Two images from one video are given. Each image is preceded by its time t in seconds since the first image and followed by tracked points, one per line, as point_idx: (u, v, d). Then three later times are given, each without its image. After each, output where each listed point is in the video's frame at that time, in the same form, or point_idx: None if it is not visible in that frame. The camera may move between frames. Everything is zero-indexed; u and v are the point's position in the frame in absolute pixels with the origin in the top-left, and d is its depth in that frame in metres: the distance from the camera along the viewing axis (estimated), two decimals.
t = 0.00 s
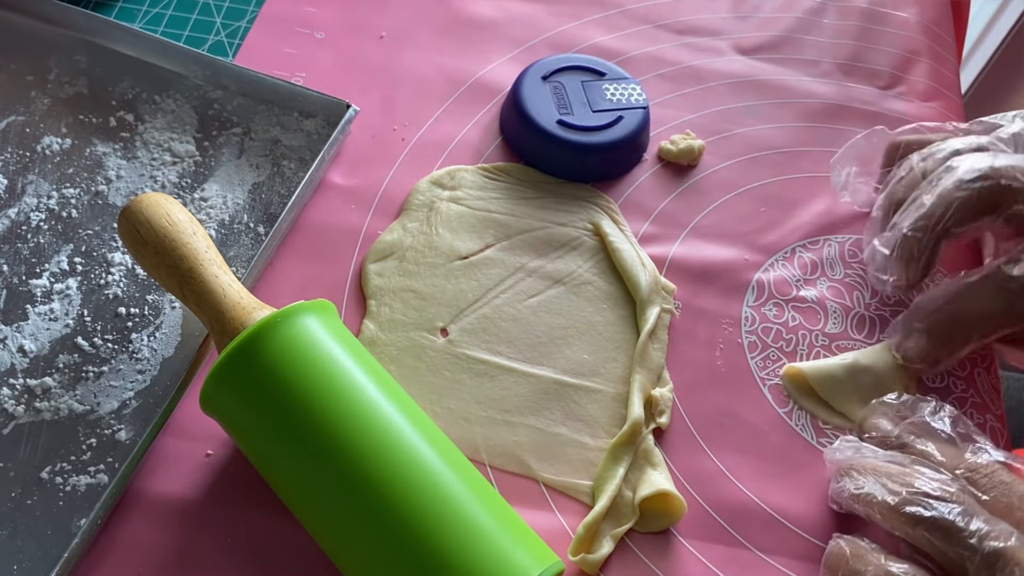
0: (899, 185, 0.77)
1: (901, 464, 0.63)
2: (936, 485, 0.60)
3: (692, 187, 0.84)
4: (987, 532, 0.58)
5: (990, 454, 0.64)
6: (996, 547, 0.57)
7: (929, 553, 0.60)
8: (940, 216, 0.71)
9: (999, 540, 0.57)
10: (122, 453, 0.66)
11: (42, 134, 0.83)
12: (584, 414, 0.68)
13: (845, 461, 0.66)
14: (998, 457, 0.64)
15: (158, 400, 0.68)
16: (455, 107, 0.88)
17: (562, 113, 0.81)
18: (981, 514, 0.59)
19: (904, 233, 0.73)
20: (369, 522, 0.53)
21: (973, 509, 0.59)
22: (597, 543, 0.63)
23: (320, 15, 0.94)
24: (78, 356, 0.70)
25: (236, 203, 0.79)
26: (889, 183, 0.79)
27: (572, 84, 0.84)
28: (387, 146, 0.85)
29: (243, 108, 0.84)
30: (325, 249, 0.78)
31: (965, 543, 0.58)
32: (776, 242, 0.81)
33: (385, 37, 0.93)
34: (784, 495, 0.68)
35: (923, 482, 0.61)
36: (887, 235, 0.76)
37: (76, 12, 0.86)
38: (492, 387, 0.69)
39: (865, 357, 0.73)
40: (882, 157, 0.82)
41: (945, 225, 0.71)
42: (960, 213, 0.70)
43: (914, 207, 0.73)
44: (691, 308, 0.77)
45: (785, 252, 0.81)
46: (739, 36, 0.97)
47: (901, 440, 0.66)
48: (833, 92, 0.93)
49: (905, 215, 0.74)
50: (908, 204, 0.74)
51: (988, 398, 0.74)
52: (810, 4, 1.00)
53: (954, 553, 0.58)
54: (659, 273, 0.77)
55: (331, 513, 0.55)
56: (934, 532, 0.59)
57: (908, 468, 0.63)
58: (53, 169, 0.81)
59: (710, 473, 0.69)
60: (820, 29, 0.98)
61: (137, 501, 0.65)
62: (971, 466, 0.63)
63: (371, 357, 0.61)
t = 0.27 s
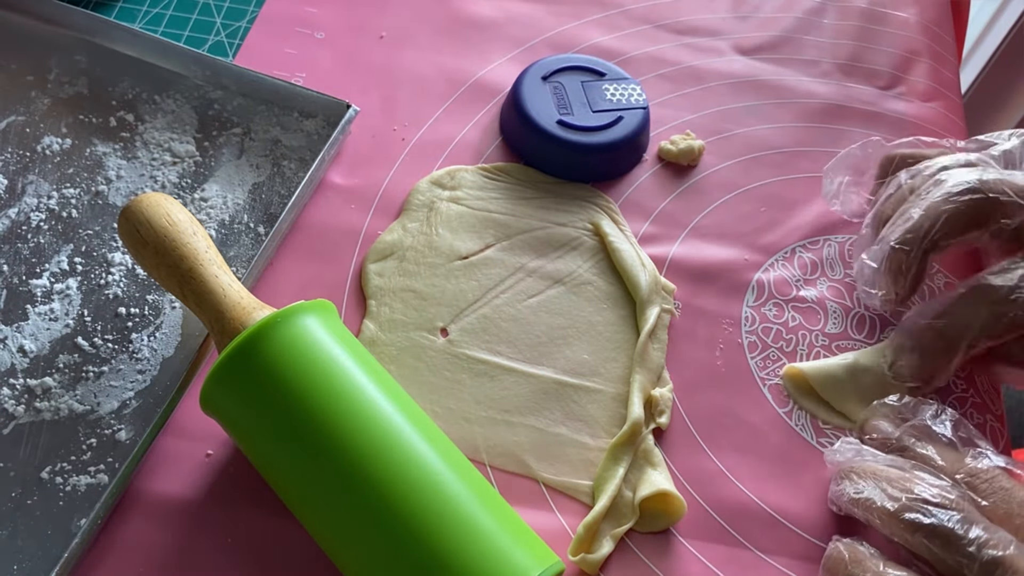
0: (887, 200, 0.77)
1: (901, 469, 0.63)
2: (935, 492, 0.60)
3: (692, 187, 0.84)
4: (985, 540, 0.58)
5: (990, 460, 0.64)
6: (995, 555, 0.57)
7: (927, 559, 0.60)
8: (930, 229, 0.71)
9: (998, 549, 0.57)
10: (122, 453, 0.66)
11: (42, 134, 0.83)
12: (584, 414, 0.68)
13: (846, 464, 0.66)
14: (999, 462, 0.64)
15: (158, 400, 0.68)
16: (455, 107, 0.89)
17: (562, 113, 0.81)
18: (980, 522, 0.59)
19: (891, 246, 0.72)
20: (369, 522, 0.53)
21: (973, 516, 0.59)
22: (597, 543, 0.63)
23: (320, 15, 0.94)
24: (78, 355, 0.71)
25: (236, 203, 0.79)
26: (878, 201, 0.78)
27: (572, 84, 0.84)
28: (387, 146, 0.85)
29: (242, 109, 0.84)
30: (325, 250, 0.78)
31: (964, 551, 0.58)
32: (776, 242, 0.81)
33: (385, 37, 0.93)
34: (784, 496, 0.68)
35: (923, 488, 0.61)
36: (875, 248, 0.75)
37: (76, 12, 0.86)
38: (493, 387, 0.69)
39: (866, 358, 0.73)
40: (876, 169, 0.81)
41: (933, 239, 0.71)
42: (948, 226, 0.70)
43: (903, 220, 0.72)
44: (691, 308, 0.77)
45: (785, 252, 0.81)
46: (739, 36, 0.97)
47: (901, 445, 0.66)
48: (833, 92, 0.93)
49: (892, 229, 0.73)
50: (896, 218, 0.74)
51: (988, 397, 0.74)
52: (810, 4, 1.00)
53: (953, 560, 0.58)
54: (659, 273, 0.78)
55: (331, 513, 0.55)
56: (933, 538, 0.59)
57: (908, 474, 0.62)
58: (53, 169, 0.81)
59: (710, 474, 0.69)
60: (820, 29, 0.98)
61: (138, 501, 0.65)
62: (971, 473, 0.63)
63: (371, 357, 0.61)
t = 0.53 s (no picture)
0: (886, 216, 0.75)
1: (900, 472, 0.63)
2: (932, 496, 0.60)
3: (692, 187, 0.84)
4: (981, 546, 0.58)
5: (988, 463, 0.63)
6: (992, 561, 0.57)
7: (924, 563, 0.60)
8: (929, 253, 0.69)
9: (995, 555, 0.57)
10: (122, 453, 0.66)
11: (42, 134, 0.83)
12: (584, 414, 0.68)
13: (846, 465, 0.66)
14: (998, 466, 0.64)
15: (158, 400, 0.68)
16: (455, 107, 0.89)
17: (562, 113, 0.81)
18: (977, 527, 0.59)
19: (889, 269, 0.71)
20: (369, 522, 0.53)
21: (971, 522, 0.59)
22: (597, 543, 0.63)
23: (320, 15, 0.94)
24: (78, 355, 0.71)
25: (235, 203, 0.79)
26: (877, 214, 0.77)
27: (572, 84, 0.84)
28: (387, 146, 0.85)
29: (242, 109, 0.84)
30: (325, 250, 0.78)
31: (961, 557, 0.58)
32: (776, 242, 0.81)
33: (385, 37, 0.93)
34: (784, 496, 0.68)
35: (921, 493, 0.60)
36: (874, 270, 0.74)
37: (76, 12, 0.86)
38: (493, 387, 0.69)
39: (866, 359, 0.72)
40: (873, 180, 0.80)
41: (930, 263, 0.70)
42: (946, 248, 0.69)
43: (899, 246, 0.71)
44: (691, 308, 0.77)
45: (785, 252, 0.81)
46: (739, 36, 0.97)
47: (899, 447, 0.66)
48: (833, 91, 0.93)
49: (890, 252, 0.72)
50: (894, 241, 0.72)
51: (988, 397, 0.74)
52: (810, 4, 1.00)
53: (950, 566, 0.58)
54: (659, 273, 0.78)
55: (331, 513, 0.55)
56: (930, 543, 0.59)
57: (907, 477, 0.62)
58: (53, 169, 0.81)
59: (710, 473, 0.69)
60: (820, 29, 0.98)
61: (138, 501, 0.65)
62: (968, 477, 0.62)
63: (371, 357, 0.61)
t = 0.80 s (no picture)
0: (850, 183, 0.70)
1: (957, 500, 0.64)
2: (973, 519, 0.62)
3: (692, 187, 0.84)
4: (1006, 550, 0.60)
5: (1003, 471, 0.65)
6: None
7: None
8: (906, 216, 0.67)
9: None
10: (122, 453, 0.66)
11: (42, 134, 0.83)
12: (584, 414, 0.68)
13: (896, 495, 0.67)
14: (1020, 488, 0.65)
15: (158, 400, 0.68)
16: (455, 107, 0.89)
17: (562, 113, 0.82)
18: None
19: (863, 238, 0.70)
20: (369, 521, 0.53)
21: None
22: (597, 543, 0.63)
23: (320, 15, 0.94)
24: (78, 355, 0.71)
25: (235, 203, 0.79)
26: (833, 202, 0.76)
27: (572, 84, 0.84)
28: (387, 146, 0.85)
29: (242, 109, 0.84)
30: (325, 250, 0.78)
31: None
32: (776, 242, 0.81)
33: (385, 37, 0.93)
34: (784, 496, 0.68)
35: (983, 527, 0.62)
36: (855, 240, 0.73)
37: (76, 12, 0.86)
38: (493, 387, 0.69)
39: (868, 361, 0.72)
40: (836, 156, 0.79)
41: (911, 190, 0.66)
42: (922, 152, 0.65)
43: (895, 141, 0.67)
44: (691, 308, 0.77)
45: (785, 252, 0.81)
46: (739, 36, 0.97)
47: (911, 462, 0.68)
48: (833, 91, 0.93)
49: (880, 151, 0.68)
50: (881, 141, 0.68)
51: (989, 398, 0.74)
52: (811, 4, 1.00)
53: None
54: (660, 273, 0.77)
55: (331, 513, 0.55)
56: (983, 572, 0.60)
57: (965, 508, 0.63)
58: (53, 169, 0.81)
59: (711, 473, 0.69)
60: (820, 29, 0.98)
61: (138, 501, 0.65)
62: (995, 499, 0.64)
63: (371, 357, 0.61)
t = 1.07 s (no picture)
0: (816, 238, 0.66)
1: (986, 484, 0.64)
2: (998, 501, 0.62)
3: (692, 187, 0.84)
4: None
5: None
6: None
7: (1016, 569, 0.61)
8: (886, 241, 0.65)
9: None
10: (122, 453, 0.66)
11: (42, 134, 0.83)
12: (584, 414, 0.68)
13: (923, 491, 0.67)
14: None
15: (158, 400, 0.68)
16: (455, 107, 0.88)
17: (562, 113, 0.82)
18: None
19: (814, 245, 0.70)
20: (368, 522, 0.53)
21: None
22: (597, 543, 0.63)
23: (320, 15, 0.94)
24: (78, 356, 0.70)
25: (235, 203, 0.79)
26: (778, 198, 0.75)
27: (572, 84, 0.84)
28: (387, 146, 0.85)
29: (242, 108, 0.84)
30: (325, 250, 0.78)
31: None
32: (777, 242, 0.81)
33: (385, 37, 0.93)
34: (785, 496, 0.68)
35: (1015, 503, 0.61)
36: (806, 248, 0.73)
37: (76, 12, 0.86)
38: (493, 387, 0.69)
39: (869, 362, 0.72)
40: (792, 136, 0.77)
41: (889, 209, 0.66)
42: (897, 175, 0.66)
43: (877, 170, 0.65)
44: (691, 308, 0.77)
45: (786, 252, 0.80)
46: (739, 36, 0.97)
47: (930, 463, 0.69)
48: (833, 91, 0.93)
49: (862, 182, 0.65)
50: (852, 168, 0.66)
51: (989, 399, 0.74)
52: (811, 3, 1.00)
53: None
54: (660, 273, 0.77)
55: (331, 513, 0.55)
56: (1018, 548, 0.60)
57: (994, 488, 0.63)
58: (53, 169, 0.81)
59: (711, 473, 0.69)
60: (820, 29, 0.98)
61: (138, 501, 0.65)
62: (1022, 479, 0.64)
63: (371, 358, 0.61)
